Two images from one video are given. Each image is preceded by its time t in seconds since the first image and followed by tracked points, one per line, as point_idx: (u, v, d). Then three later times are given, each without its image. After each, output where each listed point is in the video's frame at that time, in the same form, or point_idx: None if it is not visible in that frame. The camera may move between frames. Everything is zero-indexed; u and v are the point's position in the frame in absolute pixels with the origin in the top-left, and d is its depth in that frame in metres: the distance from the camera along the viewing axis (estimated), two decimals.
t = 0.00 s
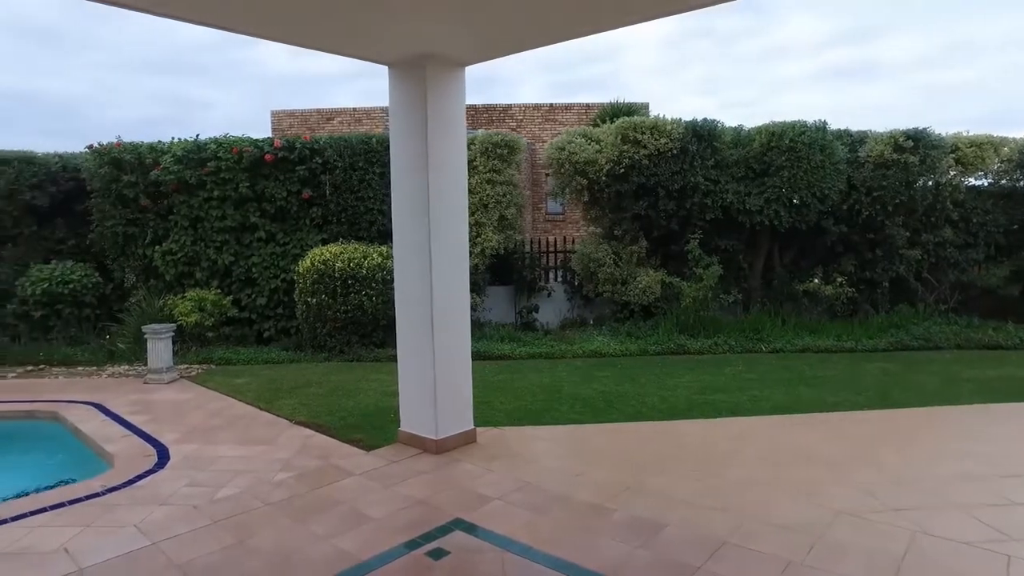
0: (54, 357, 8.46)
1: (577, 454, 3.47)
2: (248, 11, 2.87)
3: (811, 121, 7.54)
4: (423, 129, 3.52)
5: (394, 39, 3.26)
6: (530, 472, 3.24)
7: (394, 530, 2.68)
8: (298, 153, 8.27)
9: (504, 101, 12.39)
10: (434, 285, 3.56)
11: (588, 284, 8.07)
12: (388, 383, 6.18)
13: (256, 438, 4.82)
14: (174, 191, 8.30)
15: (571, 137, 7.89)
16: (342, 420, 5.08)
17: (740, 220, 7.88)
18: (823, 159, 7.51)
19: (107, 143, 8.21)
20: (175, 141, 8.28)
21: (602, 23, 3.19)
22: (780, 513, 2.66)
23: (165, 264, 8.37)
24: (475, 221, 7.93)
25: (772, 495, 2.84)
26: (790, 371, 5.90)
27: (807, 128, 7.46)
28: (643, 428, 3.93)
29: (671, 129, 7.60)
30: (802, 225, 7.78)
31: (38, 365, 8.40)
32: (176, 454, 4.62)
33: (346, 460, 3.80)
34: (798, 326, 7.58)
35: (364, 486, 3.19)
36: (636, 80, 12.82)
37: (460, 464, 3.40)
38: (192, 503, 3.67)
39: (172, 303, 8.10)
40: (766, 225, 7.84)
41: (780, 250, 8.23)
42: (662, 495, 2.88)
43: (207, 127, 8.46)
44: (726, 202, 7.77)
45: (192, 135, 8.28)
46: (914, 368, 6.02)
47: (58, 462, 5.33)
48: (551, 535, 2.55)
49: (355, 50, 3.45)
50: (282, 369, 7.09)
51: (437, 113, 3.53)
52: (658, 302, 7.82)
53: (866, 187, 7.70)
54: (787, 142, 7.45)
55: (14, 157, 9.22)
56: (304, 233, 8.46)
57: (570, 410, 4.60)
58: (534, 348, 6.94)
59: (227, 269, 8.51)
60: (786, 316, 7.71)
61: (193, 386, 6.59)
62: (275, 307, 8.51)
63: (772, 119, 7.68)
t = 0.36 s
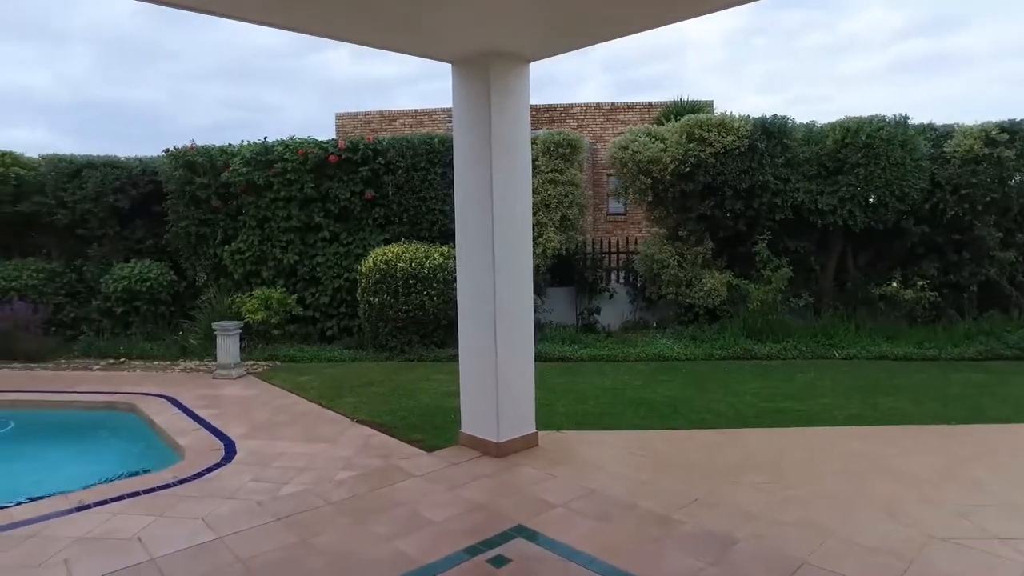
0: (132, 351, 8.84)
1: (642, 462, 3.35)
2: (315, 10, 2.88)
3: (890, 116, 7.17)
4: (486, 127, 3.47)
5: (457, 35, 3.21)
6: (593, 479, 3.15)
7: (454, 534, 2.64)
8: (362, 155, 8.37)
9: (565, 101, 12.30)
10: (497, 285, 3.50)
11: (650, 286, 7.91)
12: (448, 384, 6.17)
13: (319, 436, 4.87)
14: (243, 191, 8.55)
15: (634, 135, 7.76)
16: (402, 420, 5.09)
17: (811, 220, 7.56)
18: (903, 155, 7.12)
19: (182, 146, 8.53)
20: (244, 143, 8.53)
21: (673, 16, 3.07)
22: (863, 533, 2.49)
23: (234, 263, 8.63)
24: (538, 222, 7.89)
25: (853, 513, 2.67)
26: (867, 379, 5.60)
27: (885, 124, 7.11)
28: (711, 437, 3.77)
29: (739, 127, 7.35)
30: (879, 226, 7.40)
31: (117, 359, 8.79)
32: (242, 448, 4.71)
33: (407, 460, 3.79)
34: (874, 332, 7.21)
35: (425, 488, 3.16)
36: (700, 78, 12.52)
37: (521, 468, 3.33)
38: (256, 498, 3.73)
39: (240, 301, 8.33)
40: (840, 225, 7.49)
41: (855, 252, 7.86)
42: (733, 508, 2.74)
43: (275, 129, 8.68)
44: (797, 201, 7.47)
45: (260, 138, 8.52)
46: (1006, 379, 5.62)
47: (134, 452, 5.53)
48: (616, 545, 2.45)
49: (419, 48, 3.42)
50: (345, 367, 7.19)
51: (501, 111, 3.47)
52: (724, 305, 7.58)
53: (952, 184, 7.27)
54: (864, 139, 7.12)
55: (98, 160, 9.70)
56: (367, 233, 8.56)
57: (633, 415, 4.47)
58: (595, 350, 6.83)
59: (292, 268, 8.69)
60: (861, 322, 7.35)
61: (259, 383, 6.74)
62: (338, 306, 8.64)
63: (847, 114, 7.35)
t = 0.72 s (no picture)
0: (212, 347, 9.17)
1: (720, 475, 3.18)
2: (384, 7, 2.84)
3: (992, 107, 6.67)
4: (558, 124, 3.37)
5: (529, 29, 3.12)
6: (667, 491, 3.00)
7: (521, 544, 2.55)
8: (432, 155, 8.41)
9: (636, 100, 12.07)
10: (568, 287, 3.40)
11: (725, 289, 7.63)
12: (516, 386, 6.09)
13: (387, 435, 4.88)
14: (316, 192, 8.74)
15: (710, 133, 7.56)
16: (470, 421, 5.04)
17: (901, 221, 7.11)
18: (1011, 150, 6.60)
19: (260, 148, 8.81)
20: (318, 145, 8.73)
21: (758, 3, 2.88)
22: (971, 565, 2.26)
23: (307, 263, 8.83)
24: (609, 222, 7.85)
25: (957, 543, 2.43)
26: (966, 393, 5.18)
27: (988, 115, 6.62)
28: (795, 451, 3.55)
29: (823, 122, 6.99)
30: (980, 227, 6.88)
31: (198, 354, 9.13)
32: (312, 446, 4.77)
33: (474, 464, 3.73)
34: (973, 342, 6.70)
35: (492, 494, 3.08)
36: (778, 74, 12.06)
37: (591, 477, 3.21)
38: (325, 496, 3.74)
39: (312, 300, 8.51)
40: (935, 226, 7.02)
41: (952, 254, 7.35)
42: (821, 530, 2.54)
43: (348, 130, 8.84)
44: (886, 200, 7.04)
45: (334, 139, 8.70)
46: None
47: (212, 445, 5.70)
48: (692, 564, 2.30)
49: (490, 44, 3.35)
50: (413, 367, 7.22)
51: (573, 107, 3.37)
52: (805, 310, 7.23)
53: None
54: (965, 132, 6.64)
55: (184, 163, 10.14)
56: (436, 233, 8.60)
57: (709, 423, 4.28)
58: (666, 355, 6.63)
59: (363, 267, 8.81)
60: (958, 331, 6.86)
61: (331, 381, 6.85)
62: (408, 306, 8.71)
63: (944, 106, 6.89)
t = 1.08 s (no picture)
0: (306, 342, 9.50)
1: (823, 496, 2.95)
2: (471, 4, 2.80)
3: None
4: (650, 119, 3.22)
5: (620, 21, 3.00)
6: (764, 509, 2.81)
7: (606, 558, 2.44)
8: (520, 154, 8.38)
9: (730, 96, 11.62)
10: (660, 290, 3.24)
11: (827, 293, 7.20)
12: (602, 389, 5.96)
13: (472, 436, 4.87)
14: (406, 193, 8.90)
15: (812, 127, 7.17)
16: (554, 425, 4.95)
17: None
18: None
19: (353, 150, 9.11)
20: (408, 146, 8.89)
21: None
22: None
23: (397, 262, 9.01)
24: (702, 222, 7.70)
25: None
26: None
27: None
28: (910, 473, 3.26)
29: (943, 112, 6.45)
30: None
31: (293, 349, 9.48)
32: (398, 443, 4.82)
33: (558, 470, 3.64)
34: None
35: (577, 503, 2.99)
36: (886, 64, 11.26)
37: (681, 490, 3.06)
38: (409, 495, 3.76)
39: (401, 299, 8.67)
40: None
41: None
42: (941, 564, 2.30)
43: (438, 131, 8.95)
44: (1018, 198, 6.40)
45: (424, 141, 8.84)
46: None
47: (304, 438, 5.87)
48: None
49: (580, 37, 3.25)
50: (499, 367, 7.21)
51: (666, 102, 3.21)
52: (918, 318, 6.73)
53: None
54: None
55: (282, 166, 10.56)
56: (524, 233, 8.56)
57: (811, 436, 4.01)
58: (761, 361, 6.33)
59: (451, 267, 8.89)
60: None
61: (418, 379, 6.94)
62: (495, 306, 8.72)
63: None
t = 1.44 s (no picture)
0: (380, 340, 9.67)
1: (922, 518, 2.73)
2: None
3: None
4: (732, 112, 3.07)
5: (702, 10, 2.87)
6: (854, 528, 2.62)
7: (681, 572, 2.33)
8: (594, 154, 8.25)
9: (815, 90, 11.06)
10: (741, 291, 3.09)
11: (922, 297, 6.75)
12: (677, 394, 5.77)
13: (542, 438, 4.81)
14: (480, 192, 8.94)
15: (908, 120, 6.81)
16: (626, 429, 4.83)
17: None
18: None
19: (427, 151, 9.24)
20: (481, 146, 8.92)
21: None
22: None
23: (470, 261, 9.07)
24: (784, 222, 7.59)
25: None
26: None
27: None
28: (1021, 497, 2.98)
29: None
30: None
31: (368, 346, 9.67)
32: (469, 443, 4.81)
33: (631, 477, 3.53)
34: None
35: (651, 512, 2.88)
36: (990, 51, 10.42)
37: (762, 503, 2.90)
38: (479, 496, 3.73)
39: (474, 299, 8.71)
40: None
41: None
42: None
43: (511, 131, 8.94)
44: None
45: (497, 140, 8.85)
46: None
47: (376, 434, 5.95)
48: None
49: (659, 28, 3.14)
50: (570, 369, 7.12)
51: (750, 93, 3.05)
52: None
53: None
54: None
55: (358, 167, 10.80)
56: (598, 233, 8.44)
57: (905, 451, 3.74)
58: (848, 368, 6.02)
59: (524, 267, 8.87)
60: None
61: (489, 378, 6.94)
62: (567, 306, 8.64)
63: None
